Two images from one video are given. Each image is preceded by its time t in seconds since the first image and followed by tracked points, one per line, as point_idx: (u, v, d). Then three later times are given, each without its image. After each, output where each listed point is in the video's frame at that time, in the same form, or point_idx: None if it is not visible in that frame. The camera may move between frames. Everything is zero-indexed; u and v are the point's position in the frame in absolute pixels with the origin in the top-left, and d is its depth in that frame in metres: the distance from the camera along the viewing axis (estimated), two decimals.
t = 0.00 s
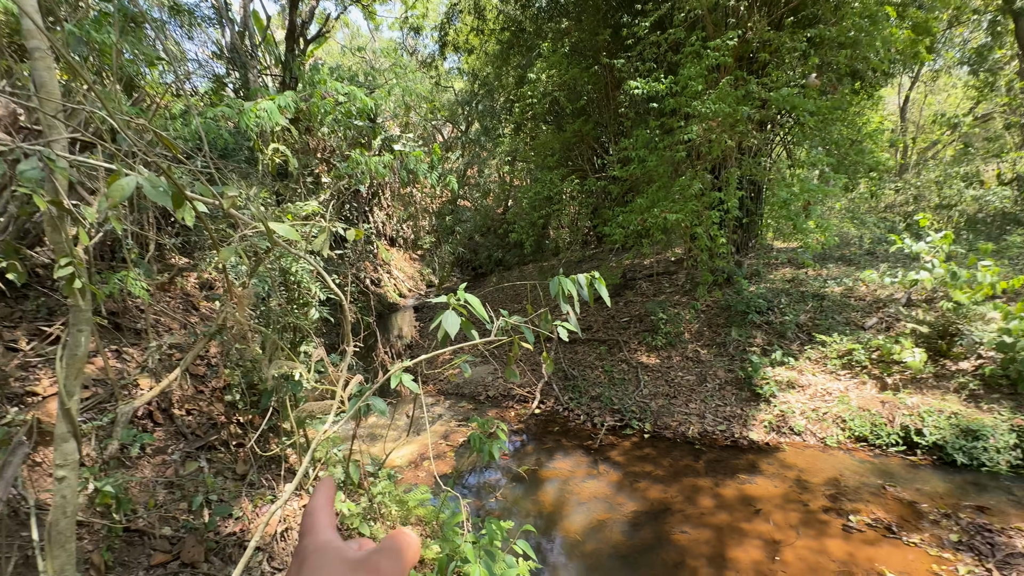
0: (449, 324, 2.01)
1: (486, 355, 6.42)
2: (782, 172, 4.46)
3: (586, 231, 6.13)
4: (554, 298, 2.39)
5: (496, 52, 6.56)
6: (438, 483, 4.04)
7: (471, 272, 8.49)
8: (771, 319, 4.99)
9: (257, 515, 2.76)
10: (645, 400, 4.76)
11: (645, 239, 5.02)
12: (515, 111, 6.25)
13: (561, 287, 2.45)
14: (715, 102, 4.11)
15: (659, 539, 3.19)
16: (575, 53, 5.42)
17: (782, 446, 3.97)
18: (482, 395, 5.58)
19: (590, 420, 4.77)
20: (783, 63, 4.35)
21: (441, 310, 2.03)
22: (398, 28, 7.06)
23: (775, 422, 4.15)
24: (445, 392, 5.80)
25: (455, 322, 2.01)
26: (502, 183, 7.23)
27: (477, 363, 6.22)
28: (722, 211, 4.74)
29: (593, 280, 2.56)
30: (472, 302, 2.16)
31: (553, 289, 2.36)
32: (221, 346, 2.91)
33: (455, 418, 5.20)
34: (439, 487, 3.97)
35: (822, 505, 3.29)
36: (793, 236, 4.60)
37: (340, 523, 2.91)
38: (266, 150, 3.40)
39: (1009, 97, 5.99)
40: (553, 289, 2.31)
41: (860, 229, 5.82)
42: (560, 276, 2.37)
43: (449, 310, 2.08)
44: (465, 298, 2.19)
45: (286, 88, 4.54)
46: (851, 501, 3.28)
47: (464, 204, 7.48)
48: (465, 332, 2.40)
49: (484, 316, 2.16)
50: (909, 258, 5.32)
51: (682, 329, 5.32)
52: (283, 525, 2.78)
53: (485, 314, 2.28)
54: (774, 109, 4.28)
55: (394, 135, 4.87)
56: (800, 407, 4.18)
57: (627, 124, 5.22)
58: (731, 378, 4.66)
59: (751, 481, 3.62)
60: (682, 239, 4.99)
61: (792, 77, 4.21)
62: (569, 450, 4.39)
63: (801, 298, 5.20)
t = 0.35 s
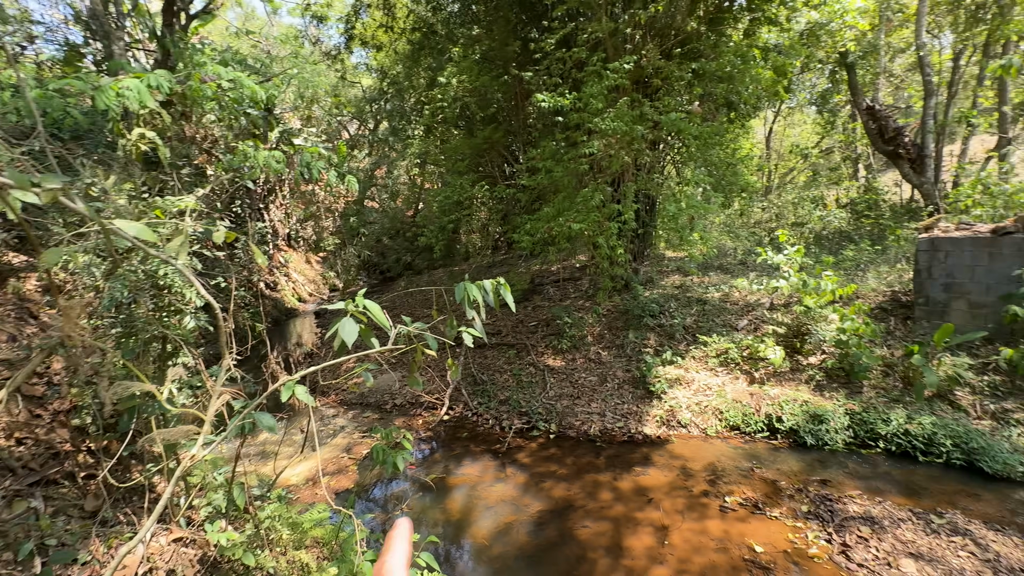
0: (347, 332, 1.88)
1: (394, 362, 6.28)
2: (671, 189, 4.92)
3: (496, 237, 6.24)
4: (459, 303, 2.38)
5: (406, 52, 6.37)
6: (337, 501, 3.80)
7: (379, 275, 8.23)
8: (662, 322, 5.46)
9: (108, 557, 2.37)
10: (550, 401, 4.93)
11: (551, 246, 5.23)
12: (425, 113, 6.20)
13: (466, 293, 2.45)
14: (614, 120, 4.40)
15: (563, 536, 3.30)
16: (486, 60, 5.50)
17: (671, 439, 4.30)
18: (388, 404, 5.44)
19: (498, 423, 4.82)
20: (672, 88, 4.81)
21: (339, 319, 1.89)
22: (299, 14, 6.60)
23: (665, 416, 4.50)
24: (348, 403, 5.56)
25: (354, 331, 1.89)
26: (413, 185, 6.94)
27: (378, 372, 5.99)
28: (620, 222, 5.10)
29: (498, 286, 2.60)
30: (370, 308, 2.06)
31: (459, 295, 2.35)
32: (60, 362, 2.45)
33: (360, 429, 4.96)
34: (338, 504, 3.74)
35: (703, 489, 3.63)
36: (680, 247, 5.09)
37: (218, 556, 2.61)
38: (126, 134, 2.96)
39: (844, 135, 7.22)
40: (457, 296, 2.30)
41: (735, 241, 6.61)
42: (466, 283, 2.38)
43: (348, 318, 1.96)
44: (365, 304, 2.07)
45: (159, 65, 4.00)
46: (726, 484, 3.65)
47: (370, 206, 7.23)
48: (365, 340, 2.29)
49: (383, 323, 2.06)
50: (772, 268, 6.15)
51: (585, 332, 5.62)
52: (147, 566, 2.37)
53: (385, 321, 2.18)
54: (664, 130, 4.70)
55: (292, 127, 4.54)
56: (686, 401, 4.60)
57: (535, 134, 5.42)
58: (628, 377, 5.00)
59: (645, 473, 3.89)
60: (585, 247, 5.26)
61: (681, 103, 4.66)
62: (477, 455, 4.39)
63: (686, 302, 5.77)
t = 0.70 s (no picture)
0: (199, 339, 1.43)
1: (269, 373, 5.73)
2: (558, 198, 5.23)
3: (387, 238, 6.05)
4: (335, 308, 2.15)
5: (288, 36, 6.23)
6: (194, 534, 3.31)
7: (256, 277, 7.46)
8: (550, 325, 5.72)
9: None
10: (442, 407, 4.84)
11: (443, 250, 5.19)
12: (309, 104, 5.84)
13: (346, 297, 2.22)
14: (505, 127, 4.50)
15: (452, 543, 3.20)
16: (375, 54, 5.32)
17: (558, 436, 4.37)
18: (262, 419, 4.92)
19: (387, 433, 4.59)
20: (558, 103, 5.10)
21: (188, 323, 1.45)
22: None
23: (552, 416, 4.60)
24: (211, 422, 4.94)
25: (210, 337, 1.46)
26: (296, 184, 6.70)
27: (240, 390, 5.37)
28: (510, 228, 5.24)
29: (383, 291, 2.39)
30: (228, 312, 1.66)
31: (336, 298, 2.11)
32: None
33: (225, 451, 4.37)
34: (194, 539, 3.25)
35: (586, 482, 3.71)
36: (566, 253, 5.38)
37: None
38: None
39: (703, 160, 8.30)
40: (333, 299, 2.06)
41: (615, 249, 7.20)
42: (344, 285, 2.15)
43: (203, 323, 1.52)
44: (220, 308, 1.74)
45: None
46: (606, 475, 3.77)
47: (243, 199, 6.63)
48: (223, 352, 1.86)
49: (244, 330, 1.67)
50: (646, 274, 6.81)
51: (477, 336, 5.71)
52: None
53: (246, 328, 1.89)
54: (552, 142, 4.92)
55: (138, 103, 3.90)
56: (571, 400, 4.78)
57: (427, 135, 5.37)
58: (518, 379, 5.12)
59: (533, 471, 3.89)
60: (479, 251, 5.27)
61: (566, 118, 4.96)
62: (363, 468, 4.13)
63: (572, 306, 6.13)
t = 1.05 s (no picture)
0: (50, 350, 1.14)
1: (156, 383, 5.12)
2: (482, 202, 5.21)
3: (300, 236, 5.68)
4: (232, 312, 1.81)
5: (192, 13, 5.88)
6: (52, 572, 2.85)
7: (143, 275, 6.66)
8: (472, 328, 5.70)
9: None
10: (357, 414, 4.61)
11: (362, 250, 4.97)
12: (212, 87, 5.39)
13: (244, 298, 1.89)
14: (429, 126, 4.41)
15: (364, 558, 2.99)
16: (290, 39, 5.09)
17: (478, 440, 4.34)
18: (145, 435, 4.37)
19: (295, 444, 4.28)
20: (482, 106, 5.15)
21: (33, 330, 1.14)
22: None
23: (473, 419, 4.55)
24: (78, 441, 4.33)
25: (69, 349, 1.17)
26: (199, 171, 6.28)
27: (115, 403, 4.71)
28: (433, 229, 5.15)
29: (288, 291, 2.09)
30: (92, 315, 1.35)
31: (233, 300, 1.76)
32: None
33: (97, 473, 3.80)
34: None
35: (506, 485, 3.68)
36: (489, 257, 5.40)
37: None
38: None
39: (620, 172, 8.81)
40: (231, 301, 1.72)
41: (537, 253, 7.37)
42: (243, 284, 1.81)
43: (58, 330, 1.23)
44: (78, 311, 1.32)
45: None
46: (526, 477, 3.76)
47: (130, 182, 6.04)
48: (83, 360, 1.52)
49: (112, 336, 1.36)
50: (566, 279, 7.05)
51: (397, 339, 5.51)
52: None
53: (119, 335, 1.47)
54: (477, 145, 4.94)
55: None
56: (492, 403, 4.74)
57: (346, 129, 5.17)
58: (439, 383, 5.02)
59: (452, 476, 3.81)
60: (400, 252, 5.14)
61: (490, 122, 5.00)
62: (267, 484, 3.80)
63: (494, 309, 6.17)
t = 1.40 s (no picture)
0: (24, 338, 1.10)
1: (127, 377, 4.97)
2: (470, 204, 5.21)
3: (284, 231, 5.60)
4: (215, 305, 1.78)
5: None
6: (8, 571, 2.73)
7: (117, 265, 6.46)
8: (456, 329, 5.68)
9: None
10: (336, 414, 4.54)
11: (347, 247, 4.92)
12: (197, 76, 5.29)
13: (226, 291, 1.85)
14: (420, 126, 4.40)
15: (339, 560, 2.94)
16: (281, 31, 5.04)
17: (458, 443, 4.31)
18: (114, 430, 4.22)
19: (271, 443, 4.19)
20: (473, 109, 5.17)
21: (7, 317, 1.10)
22: None
23: (453, 421, 4.52)
24: (42, 435, 4.16)
25: (43, 337, 1.14)
26: (181, 161, 6.15)
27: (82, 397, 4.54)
28: (420, 229, 5.14)
29: (272, 285, 2.05)
30: (69, 303, 1.31)
31: (216, 293, 1.73)
32: None
33: (60, 469, 3.66)
34: None
35: (485, 488, 3.66)
36: (475, 259, 5.40)
37: None
38: None
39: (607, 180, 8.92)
40: (215, 294, 1.69)
41: (522, 257, 7.39)
42: (227, 278, 1.77)
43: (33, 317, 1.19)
44: (58, 297, 1.26)
45: None
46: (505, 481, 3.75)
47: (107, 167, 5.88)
48: (57, 349, 1.47)
49: (89, 325, 1.33)
50: (550, 283, 7.08)
51: (379, 339, 5.45)
52: None
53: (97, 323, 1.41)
54: (467, 147, 4.95)
55: None
56: (474, 405, 4.72)
57: (335, 125, 5.13)
58: (420, 385, 4.97)
59: (431, 479, 3.77)
60: (385, 252, 5.12)
61: (482, 125, 5.03)
62: (240, 483, 3.71)
63: (478, 311, 6.16)
